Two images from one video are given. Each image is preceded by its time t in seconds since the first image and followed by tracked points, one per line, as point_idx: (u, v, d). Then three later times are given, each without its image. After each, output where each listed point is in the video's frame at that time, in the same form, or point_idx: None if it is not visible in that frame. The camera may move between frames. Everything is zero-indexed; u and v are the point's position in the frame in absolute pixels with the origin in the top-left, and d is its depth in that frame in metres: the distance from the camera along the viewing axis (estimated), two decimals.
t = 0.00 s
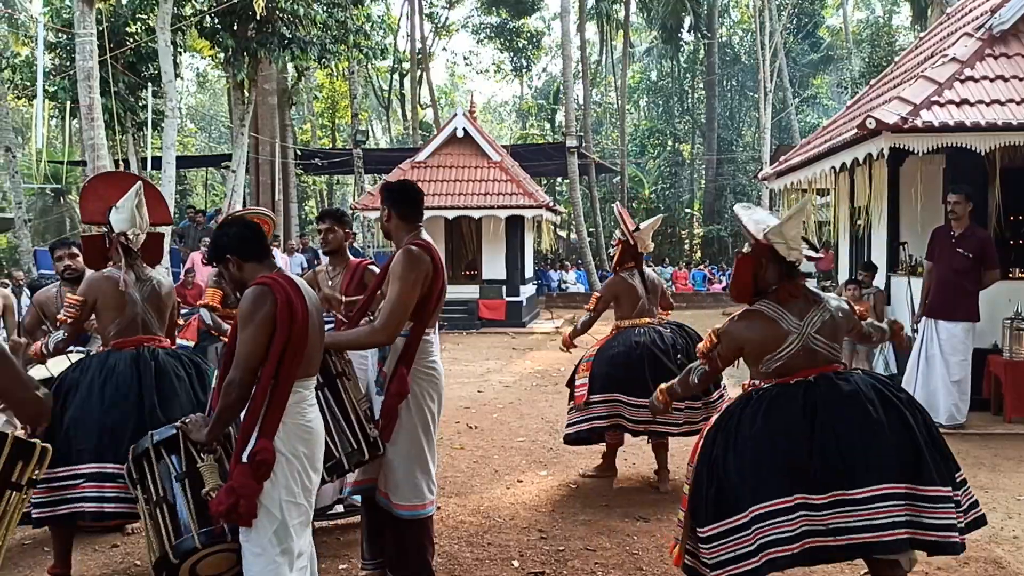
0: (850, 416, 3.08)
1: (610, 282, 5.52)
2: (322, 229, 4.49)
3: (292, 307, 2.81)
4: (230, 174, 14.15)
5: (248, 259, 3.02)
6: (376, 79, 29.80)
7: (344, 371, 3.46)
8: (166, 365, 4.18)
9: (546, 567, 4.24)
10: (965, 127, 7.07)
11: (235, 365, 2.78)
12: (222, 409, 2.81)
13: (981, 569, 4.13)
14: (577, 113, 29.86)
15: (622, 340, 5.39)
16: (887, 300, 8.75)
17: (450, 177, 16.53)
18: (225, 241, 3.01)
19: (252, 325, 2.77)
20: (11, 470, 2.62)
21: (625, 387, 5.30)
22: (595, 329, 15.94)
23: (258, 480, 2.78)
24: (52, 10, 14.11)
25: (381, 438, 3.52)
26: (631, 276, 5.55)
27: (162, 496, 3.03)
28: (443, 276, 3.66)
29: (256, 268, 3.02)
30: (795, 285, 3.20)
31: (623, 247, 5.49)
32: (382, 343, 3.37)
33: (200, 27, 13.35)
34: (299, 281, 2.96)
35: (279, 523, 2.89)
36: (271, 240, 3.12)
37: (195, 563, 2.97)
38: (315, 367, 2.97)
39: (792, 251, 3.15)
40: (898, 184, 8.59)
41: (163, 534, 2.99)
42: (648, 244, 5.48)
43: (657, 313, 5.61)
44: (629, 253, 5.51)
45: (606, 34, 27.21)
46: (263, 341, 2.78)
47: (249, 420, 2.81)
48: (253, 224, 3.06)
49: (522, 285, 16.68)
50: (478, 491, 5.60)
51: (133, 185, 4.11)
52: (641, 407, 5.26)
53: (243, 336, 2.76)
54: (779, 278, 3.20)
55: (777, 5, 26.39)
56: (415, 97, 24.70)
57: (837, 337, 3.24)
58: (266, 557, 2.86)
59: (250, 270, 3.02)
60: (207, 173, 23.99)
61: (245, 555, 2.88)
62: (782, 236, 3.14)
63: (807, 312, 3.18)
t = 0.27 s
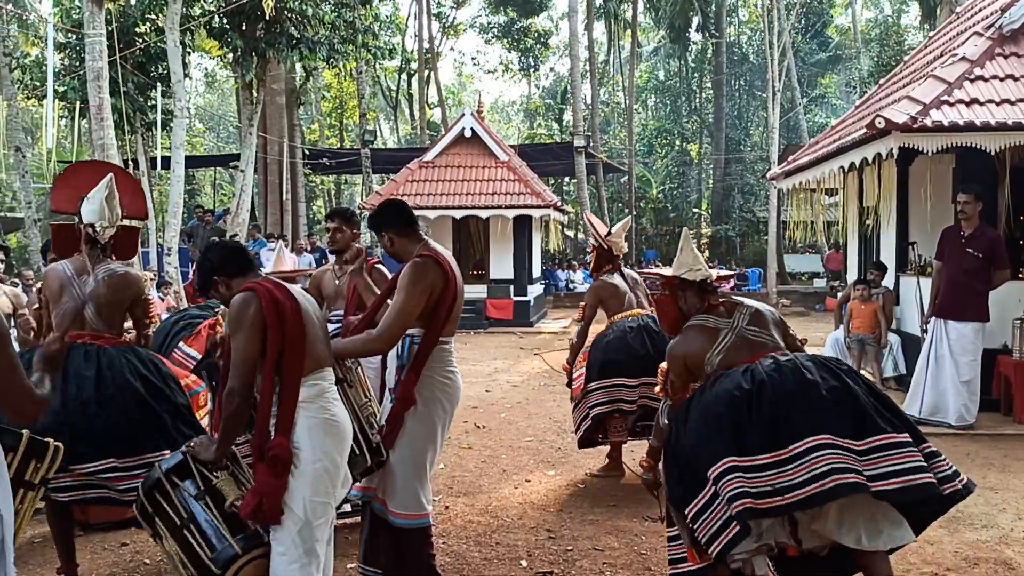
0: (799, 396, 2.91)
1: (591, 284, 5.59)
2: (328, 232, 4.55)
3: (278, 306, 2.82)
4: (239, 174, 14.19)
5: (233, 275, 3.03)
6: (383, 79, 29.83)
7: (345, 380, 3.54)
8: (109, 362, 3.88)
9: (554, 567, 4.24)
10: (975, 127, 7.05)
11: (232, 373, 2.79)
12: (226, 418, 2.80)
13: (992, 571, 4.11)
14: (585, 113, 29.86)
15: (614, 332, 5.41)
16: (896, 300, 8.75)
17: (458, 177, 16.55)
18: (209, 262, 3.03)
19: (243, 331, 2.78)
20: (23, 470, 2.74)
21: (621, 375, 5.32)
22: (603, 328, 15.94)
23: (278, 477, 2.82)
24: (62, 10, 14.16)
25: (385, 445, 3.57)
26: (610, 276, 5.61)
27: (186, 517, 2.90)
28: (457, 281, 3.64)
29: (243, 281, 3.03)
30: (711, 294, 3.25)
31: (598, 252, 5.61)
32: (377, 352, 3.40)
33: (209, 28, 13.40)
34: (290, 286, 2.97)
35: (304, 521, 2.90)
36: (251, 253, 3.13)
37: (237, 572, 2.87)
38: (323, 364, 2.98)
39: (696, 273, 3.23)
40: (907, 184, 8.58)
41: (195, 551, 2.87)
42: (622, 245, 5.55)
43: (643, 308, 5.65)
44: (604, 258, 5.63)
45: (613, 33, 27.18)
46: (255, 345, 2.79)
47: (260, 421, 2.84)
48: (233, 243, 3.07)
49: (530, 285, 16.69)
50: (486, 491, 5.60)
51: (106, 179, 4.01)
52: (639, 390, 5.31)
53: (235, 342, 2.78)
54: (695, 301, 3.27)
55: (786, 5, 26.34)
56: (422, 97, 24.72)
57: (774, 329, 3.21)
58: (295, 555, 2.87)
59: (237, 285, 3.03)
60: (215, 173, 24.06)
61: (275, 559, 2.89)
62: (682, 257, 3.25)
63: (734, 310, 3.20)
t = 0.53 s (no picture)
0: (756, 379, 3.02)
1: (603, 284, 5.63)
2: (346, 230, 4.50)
3: (301, 299, 2.85)
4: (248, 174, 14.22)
5: (245, 263, 3.05)
6: (392, 78, 29.86)
7: (369, 372, 3.50)
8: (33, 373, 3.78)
9: (563, 567, 4.24)
10: (986, 126, 7.02)
11: (253, 363, 2.81)
12: (241, 412, 2.82)
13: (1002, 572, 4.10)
14: (594, 112, 29.83)
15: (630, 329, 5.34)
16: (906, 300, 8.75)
17: (466, 177, 16.56)
18: (223, 251, 3.04)
19: (265, 322, 2.80)
20: (33, 470, 2.76)
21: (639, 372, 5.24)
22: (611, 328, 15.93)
23: (291, 472, 2.82)
24: (72, 11, 14.22)
25: (402, 441, 3.57)
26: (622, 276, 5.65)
27: (190, 501, 2.94)
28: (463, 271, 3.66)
29: (255, 272, 3.05)
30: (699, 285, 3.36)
31: (611, 251, 5.70)
32: (407, 340, 3.40)
33: (218, 28, 13.42)
34: (306, 280, 3.00)
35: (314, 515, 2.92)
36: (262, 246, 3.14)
37: (234, 562, 2.93)
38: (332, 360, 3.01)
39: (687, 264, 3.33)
40: (918, 184, 8.57)
41: (197, 539, 2.92)
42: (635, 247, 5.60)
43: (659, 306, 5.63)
44: (616, 256, 5.72)
45: (622, 33, 27.13)
46: (277, 337, 2.81)
47: (276, 414, 2.84)
48: (246, 234, 3.08)
49: (538, 285, 16.69)
50: (495, 491, 5.60)
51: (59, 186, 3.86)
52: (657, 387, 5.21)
53: (257, 333, 2.80)
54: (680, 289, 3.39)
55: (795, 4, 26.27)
56: (431, 96, 24.74)
57: (750, 321, 3.36)
58: (304, 549, 2.88)
59: (249, 273, 3.05)
60: (224, 172, 24.12)
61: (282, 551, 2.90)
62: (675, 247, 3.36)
63: (713, 302, 3.36)
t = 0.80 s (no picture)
0: (749, 394, 3.46)
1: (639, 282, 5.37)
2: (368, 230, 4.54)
3: (304, 305, 2.84)
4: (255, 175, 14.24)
5: (258, 263, 3.04)
6: (398, 79, 29.88)
7: (365, 372, 3.54)
8: None
9: (569, 567, 4.25)
10: (994, 126, 6.99)
11: (254, 365, 2.81)
12: (241, 414, 2.83)
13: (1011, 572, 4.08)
14: (600, 112, 29.80)
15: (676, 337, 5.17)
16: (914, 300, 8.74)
17: (473, 177, 16.56)
18: (237, 246, 3.04)
19: (268, 325, 2.79)
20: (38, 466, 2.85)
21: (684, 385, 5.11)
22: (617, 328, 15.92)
23: (285, 477, 2.82)
24: (80, 12, 14.25)
25: (398, 440, 3.59)
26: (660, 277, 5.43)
27: (188, 504, 2.98)
28: (459, 271, 3.64)
29: (267, 272, 3.04)
30: (705, 281, 3.68)
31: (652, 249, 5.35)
32: (394, 341, 3.42)
33: (225, 29, 13.44)
34: (313, 284, 3.00)
35: (306, 521, 2.91)
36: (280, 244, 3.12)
37: (229, 568, 2.97)
38: (334, 366, 3.00)
39: (707, 260, 3.60)
40: (926, 183, 8.53)
41: (191, 540, 2.97)
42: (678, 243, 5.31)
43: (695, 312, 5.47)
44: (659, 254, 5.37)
45: (628, 33, 27.11)
46: (279, 341, 2.81)
47: (274, 418, 2.84)
48: (264, 229, 3.08)
49: (544, 285, 16.69)
50: (501, 491, 5.59)
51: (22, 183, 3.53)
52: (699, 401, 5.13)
53: (259, 336, 2.79)
54: (693, 278, 3.68)
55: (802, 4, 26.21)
56: (437, 96, 24.75)
57: (741, 325, 3.73)
58: (293, 554, 2.88)
59: (261, 273, 3.04)
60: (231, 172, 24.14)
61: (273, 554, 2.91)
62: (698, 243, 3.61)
63: (715, 301, 3.69)
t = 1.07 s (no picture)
0: (708, 410, 3.79)
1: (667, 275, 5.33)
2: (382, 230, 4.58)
3: (292, 309, 2.85)
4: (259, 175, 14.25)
5: (242, 279, 3.03)
6: (402, 79, 29.90)
7: (368, 368, 3.54)
8: None
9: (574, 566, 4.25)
10: (998, 125, 6.98)
11: (248, 376, 2.82)
12: (243, 425, 2.83)
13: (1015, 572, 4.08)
14: (604, 112, 29.79)
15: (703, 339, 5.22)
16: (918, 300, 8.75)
17: (476, 177, 16.57)
18: (218, 265, 3.04)
19: (257, 335, 2.81)
20: (42, 464, 2.85)
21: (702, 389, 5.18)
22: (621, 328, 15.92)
23: (299, 478, 2.84)
24: (84, 12, 14.27)
25: (396, 437, 3.62)
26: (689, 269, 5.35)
27: (209, 527, 2.97)
28: (454, 269, 3.66)
29: (253, 287, 3.03)
30: (687, 285, 3.93)
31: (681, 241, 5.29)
32: (390, 337, 3.43)
33: (228, 29, 13.45)
34: (300, 292, 3.00)
35: (327, 520, 2.91)
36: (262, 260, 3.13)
37: None
38: (337, 364, 3.00)
39: (693, 266, 3.84)
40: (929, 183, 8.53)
41: (218, 559, 2.93)
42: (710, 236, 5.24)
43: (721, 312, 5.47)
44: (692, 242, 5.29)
45: (632, 33, 27.10)
46: (269, 350, 2.82)
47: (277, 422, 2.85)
48: (245, 246, 3.07)
49: (548, 284, 16.69)
50: (505, 490, 5.60)
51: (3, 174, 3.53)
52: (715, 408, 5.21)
53: (249, 347, 2.80)
54: (676, 280, 3.92)
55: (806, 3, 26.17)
56: (440, 96, 24.74)
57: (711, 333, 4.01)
58: (314, 554, 2.89)
59: (246, 289, 3.03)
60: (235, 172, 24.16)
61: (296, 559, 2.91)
62: (690, 248, 3.83)
63: (690, 308, 3.95)
